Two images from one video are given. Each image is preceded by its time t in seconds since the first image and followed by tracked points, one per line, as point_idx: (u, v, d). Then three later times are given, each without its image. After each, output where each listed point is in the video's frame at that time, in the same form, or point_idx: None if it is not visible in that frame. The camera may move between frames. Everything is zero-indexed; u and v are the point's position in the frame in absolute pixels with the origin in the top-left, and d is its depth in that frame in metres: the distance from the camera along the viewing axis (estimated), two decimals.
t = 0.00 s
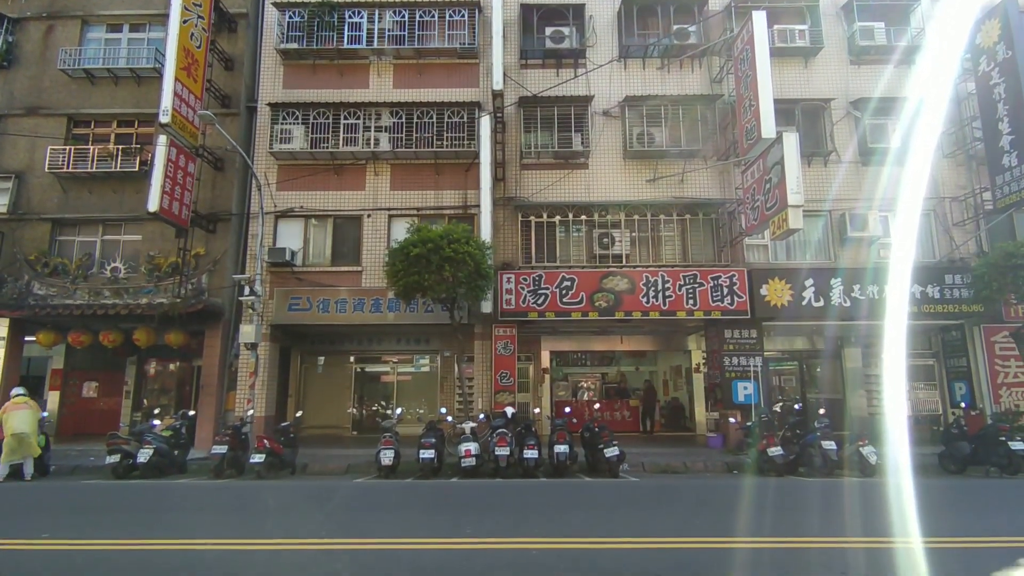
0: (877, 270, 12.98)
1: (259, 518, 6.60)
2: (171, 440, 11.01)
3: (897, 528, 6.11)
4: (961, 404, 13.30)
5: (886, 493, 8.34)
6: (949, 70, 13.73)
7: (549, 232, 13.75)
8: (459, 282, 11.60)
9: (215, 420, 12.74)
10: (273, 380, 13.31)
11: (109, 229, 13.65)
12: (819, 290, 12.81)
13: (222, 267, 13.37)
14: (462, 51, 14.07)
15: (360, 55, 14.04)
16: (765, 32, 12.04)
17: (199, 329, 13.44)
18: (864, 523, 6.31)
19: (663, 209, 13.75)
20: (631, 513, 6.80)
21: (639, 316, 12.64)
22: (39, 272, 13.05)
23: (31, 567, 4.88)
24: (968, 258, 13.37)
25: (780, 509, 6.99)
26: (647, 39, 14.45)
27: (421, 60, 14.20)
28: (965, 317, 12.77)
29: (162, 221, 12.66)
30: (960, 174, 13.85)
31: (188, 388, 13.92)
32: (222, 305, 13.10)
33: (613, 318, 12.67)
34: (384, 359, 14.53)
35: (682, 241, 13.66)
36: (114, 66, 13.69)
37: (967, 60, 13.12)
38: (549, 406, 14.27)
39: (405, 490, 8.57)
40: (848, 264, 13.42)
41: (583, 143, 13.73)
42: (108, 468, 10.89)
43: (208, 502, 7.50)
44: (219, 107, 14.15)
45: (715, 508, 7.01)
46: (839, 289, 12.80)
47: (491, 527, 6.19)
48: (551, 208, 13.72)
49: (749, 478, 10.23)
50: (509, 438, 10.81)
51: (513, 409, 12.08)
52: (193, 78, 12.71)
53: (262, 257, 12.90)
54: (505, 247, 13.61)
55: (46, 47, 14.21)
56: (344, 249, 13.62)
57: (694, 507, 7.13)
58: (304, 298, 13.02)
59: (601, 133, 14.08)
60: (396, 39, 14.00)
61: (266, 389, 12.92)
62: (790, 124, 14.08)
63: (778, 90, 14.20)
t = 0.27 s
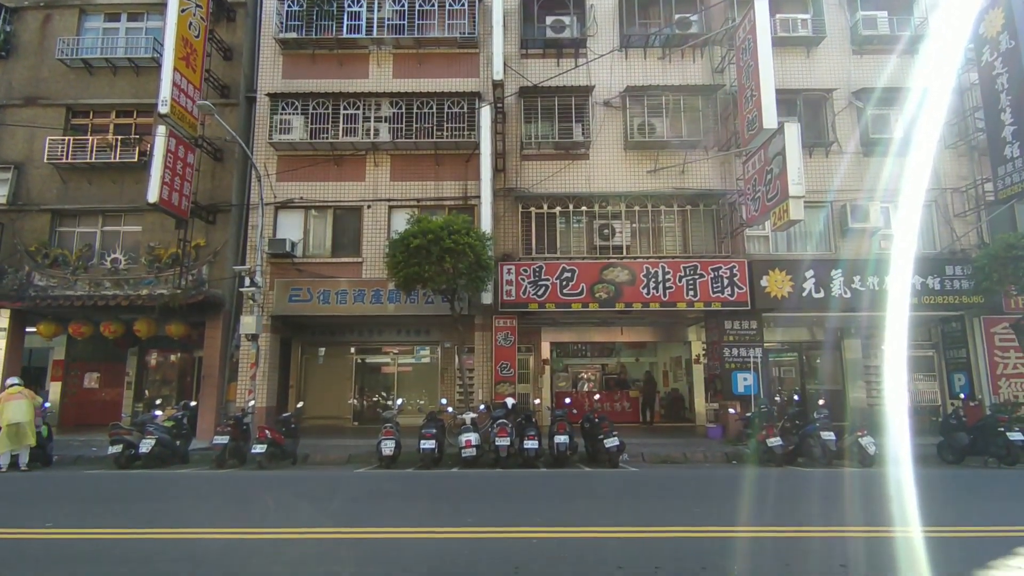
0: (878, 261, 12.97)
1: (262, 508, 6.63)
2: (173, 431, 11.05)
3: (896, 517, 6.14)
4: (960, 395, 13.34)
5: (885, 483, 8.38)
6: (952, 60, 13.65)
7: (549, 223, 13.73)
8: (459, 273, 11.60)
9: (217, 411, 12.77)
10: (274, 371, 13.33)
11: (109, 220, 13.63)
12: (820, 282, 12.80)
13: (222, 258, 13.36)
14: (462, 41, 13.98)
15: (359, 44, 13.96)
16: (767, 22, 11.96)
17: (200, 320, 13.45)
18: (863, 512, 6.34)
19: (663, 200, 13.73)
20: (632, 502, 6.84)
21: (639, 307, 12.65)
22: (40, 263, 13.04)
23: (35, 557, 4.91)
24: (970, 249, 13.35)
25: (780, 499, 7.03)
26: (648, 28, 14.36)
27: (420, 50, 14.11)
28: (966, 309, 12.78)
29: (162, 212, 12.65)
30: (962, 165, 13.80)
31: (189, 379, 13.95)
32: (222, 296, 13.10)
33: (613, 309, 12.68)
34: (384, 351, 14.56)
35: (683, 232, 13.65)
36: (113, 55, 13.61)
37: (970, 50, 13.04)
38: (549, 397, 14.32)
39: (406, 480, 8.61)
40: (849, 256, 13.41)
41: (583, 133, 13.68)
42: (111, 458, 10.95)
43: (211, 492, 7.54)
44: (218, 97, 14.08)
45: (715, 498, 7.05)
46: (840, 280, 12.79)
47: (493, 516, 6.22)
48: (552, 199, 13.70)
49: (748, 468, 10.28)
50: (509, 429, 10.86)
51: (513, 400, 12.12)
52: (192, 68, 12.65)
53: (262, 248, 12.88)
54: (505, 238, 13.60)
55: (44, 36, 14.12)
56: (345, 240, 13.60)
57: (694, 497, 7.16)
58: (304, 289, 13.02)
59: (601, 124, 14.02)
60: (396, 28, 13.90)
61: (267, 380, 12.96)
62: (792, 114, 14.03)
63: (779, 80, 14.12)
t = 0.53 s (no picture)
0: (877, 255, 12.99)
1: (264, 501, 6.66)
2: (174, 424, 11.09)
3: (894, 510, 6.17)
4: (959, 389, 13.36)
5: (883, 476, 8.42)
6: (954, 53, 13.61)
7: (549, 217, 13.72)
8: (459, 267, 11.60)
9: (218, 404, 12.80)
10: (274, 365, 13.35)
11: (109, 213, 13.61)
12: (820, 275, 12.80)
13: (223, 252, 13.36)
14: (462, 33, 13.92)
15: (359, 37, 13.90)
16: (769, 14, 11.89)
17: (201, 314, 13.46)
18: (862, 505, 6.37)
19: (663, 194, 13.71)
20: (632, 495, 6.87)
21: (639, 301, 12.67)
22: (40, 257, 13.04)
23: (39, 549, 4.94)
24: (970, 243, 13.33)
25: (779, 492, 7.06)
26: (649, 21, 14.28)
27: (420, 43, 14.06)
28: (966, 303, 12.79)
29: (161, 205, 12.63)
30: (963, 159, 13.77)
31: (190, 373, 13.98)
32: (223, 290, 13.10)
33: (614, 303, 12.70)
34: (384, 345, 14.57)
35: (683, 226, 13.64)
36: (112, 48, 13.55)
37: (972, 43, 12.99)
38: (549, 391, 14.35)
39: (407, 473, 8.65)
40: (849, 249, 13.40)
41: (584, 127, 13.64)
42: (112, 452, 10.99)
43: (213, 485, 7.57)
44: (217, 90, 14.04)
45: (714, 491, 7.09)
46: (840, 274, 12.79)
47: (493, 509, 6.25)
48: (552, 193, 13.69)
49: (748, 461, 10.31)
50: (509, 422, 10.89)
51: (513, 393, 12.15)
52: (191, 61, 12.60)
53: (263, 242, 12.87)
54: (505, 232, 13.59)
55: (42, 29, 14.05)
56: (345, 234, 13.59)
57: (694, 490, 7.19)
58: (304, 283, 13.03)
59: (601, 117, 13.98)
60: (395, 21, 13.85)
61: (267, 373, 12.98)
62: (793, 108, 13.98)
63: (780, 72, 14.06)
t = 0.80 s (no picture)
0: (877, 251, 12.96)
1: (264, 497, 6.67)
2: (175, 419, 11.11)
3: (892, 505, 6.19)
4: (959, 384, 13.40)
5: (882, 471, 8.44)
6: (955, 49, 13.59)
7: (549, 212, 13.71)
8: (460, 263, 11.61)
9: (218, 400, 12.81)
10: (274, 360, 13.36)
11: (109, 209, 13.60)
12: (821, 271, 12.79)
13: (223, 247, 13.35)
14: (462, 28, 13.87)
15: (358, 32, 13.86)
16: (770, 9, 11.85)
17: (201, 310, 13.46)
18: (860, 501, 6.40)
19: (663, 189, 13.71)
20: (631, 490, 6.89)
21: (640, 297, 12.68)
22: (40, 252, 13.03)
23: (41, 544, 4.95)
24: (971, 239, 13.32)
25: (777, 487, 7.09)
26: (650, 16, 14.24)
27: (420, 38, 14.02)
28: (966, 299, 12.79)
29: (161, 201, 12.63)
30: (964, 155, 13.74)
31: (190, 368, 14.00)
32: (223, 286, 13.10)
33: (614, 299, 12.71)
34: (384, 340, 14.58)
35: (683, 221, 13.63)
36: (111, 43, 13.51)
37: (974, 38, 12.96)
38: (550, 386, 14.38)
39: (407, 468, 8.67)
40: (849, 245, 13.39)
41: (584, 122, 13.61)
42: (114, 447, 11.02)
43: (214, 479, 7.59)
44: (217, 85, 14.00)
45: (713, 486, 7.11)
46: (840, 270, 12.79)
47: (493, 504, 6.28)
48: (552, 188, 13.67)
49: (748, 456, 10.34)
50: (510, 418, 10.92)
51: (513, 389, 12.16)
52: (190, 55, 12.58)
53: (262, 238, 12.86)
54: (505, 228, 13.59)
55: (41, 24, 14.00)
56: (345, 230, 13.58)
57: (693, 485, 7.22)
58: (305, 279, 13.03)
59: (602, 113, 13.96)
60: (395, 16, 13.80)
61: (268, 369, 13.00)
62: (794, 103, 13.95)
63: (781, 67, 14.02)
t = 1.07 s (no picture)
0: (877, 247, 12.94)
1: (265, 493, 6.69)
2: (176, 415, 11.12)
3: (891, 501, 6.21)
4: (959, 380, 13.41)
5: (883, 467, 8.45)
6: (955, 45, 13.60)
7: (550, 208, 13.69)
8: (460, 259, 11.60)
9: (219, 395, 12.82)
10: (275, 356, 13.36)
11: (109, 205, 13.59)
12: (821, 267, 12.79)
13: (223, 243, 13.33)
14: (463, 24, 13.83)
15: (359, 27, 13.82)
16: (772, 4, 11.81)
17: (202, 306, 13.46)
18: (860, 496, 6.41)
19: (664, 185, 13.69)
20: (632, 486, 6.91)
21: (640, 293, 12.68)
22: (41, 248, 13.03)
23: (45, 539, 4.96)
24: (972, 235, 13.30)
25: (777, 483, 7.11)
26: (651, 11, 14.19)
27: (420, 33, 13.98)
28: (966, 295, 12.79)
29: (162, 197, 12.62)
30: (965, 151, 13.71)
31: (191, 364, 14.01)
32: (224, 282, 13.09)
33: (614, 295, 12.71)
34: (385, 336, 14.59)
35: (684, 218, 13.62)
36: (110, 39, 13.47)
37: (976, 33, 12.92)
38: (550, 382, 14.39)
39: (408, 464, 8.68)
40: (849, 241, 13.38)
41: (585, 118, 13.58)
42: (115, 442, 11.05)
43: (216, 474, 7.60)
44: (217, 81, 13.97)
45: (713, 482, 7.13)
46: (840, 266, 12.79)
47: (495, 499, 6.29)
48: (553, 184, 13.66)
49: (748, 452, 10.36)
50: (510, 413, 10.93)
51: (514, 385, 12.17)
52: (190, 51, 12.55)
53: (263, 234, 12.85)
54: (505, 224, 13.58)
55: (40, 19, 13.95)
56: (345, 226, 13.57)
57: (693, 481, 7.24)
58: (305, 275, 13.04)
59: (602, 109, 13.93)
60: (396, 11, 13.77)
61: (269, 364, 13.01)
62: (795, 98, 13.92)
63: (783, 62, 13.98)
